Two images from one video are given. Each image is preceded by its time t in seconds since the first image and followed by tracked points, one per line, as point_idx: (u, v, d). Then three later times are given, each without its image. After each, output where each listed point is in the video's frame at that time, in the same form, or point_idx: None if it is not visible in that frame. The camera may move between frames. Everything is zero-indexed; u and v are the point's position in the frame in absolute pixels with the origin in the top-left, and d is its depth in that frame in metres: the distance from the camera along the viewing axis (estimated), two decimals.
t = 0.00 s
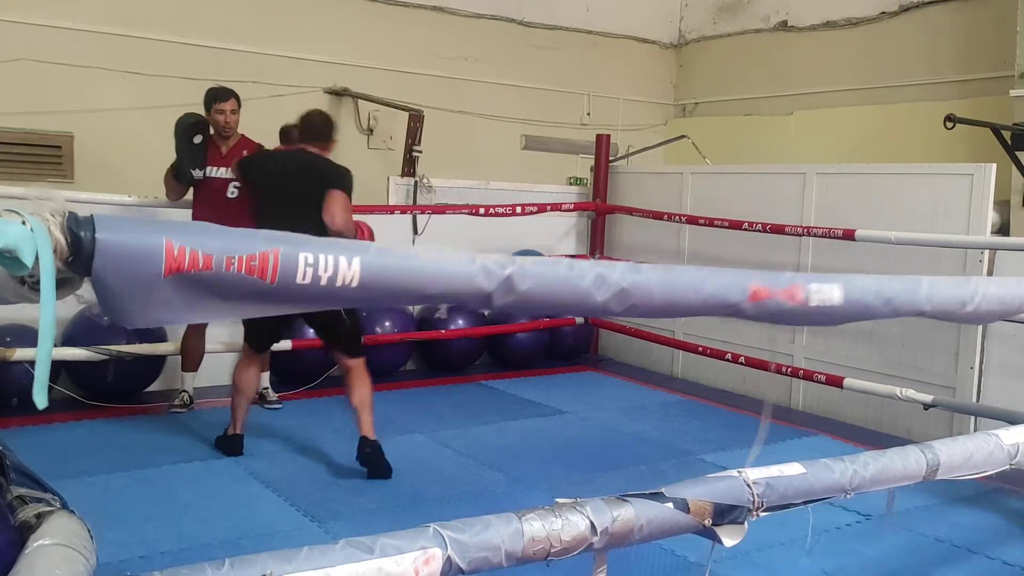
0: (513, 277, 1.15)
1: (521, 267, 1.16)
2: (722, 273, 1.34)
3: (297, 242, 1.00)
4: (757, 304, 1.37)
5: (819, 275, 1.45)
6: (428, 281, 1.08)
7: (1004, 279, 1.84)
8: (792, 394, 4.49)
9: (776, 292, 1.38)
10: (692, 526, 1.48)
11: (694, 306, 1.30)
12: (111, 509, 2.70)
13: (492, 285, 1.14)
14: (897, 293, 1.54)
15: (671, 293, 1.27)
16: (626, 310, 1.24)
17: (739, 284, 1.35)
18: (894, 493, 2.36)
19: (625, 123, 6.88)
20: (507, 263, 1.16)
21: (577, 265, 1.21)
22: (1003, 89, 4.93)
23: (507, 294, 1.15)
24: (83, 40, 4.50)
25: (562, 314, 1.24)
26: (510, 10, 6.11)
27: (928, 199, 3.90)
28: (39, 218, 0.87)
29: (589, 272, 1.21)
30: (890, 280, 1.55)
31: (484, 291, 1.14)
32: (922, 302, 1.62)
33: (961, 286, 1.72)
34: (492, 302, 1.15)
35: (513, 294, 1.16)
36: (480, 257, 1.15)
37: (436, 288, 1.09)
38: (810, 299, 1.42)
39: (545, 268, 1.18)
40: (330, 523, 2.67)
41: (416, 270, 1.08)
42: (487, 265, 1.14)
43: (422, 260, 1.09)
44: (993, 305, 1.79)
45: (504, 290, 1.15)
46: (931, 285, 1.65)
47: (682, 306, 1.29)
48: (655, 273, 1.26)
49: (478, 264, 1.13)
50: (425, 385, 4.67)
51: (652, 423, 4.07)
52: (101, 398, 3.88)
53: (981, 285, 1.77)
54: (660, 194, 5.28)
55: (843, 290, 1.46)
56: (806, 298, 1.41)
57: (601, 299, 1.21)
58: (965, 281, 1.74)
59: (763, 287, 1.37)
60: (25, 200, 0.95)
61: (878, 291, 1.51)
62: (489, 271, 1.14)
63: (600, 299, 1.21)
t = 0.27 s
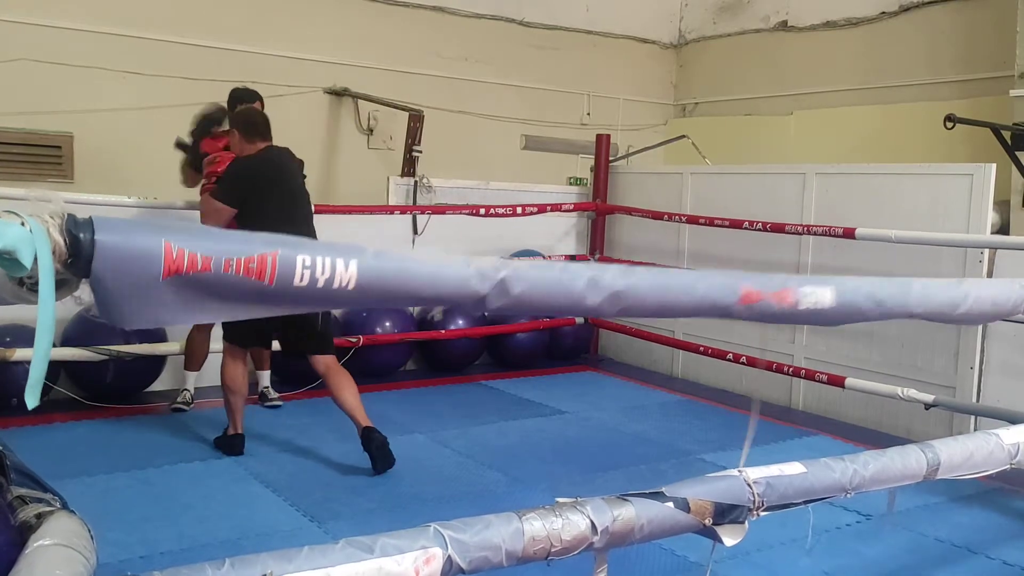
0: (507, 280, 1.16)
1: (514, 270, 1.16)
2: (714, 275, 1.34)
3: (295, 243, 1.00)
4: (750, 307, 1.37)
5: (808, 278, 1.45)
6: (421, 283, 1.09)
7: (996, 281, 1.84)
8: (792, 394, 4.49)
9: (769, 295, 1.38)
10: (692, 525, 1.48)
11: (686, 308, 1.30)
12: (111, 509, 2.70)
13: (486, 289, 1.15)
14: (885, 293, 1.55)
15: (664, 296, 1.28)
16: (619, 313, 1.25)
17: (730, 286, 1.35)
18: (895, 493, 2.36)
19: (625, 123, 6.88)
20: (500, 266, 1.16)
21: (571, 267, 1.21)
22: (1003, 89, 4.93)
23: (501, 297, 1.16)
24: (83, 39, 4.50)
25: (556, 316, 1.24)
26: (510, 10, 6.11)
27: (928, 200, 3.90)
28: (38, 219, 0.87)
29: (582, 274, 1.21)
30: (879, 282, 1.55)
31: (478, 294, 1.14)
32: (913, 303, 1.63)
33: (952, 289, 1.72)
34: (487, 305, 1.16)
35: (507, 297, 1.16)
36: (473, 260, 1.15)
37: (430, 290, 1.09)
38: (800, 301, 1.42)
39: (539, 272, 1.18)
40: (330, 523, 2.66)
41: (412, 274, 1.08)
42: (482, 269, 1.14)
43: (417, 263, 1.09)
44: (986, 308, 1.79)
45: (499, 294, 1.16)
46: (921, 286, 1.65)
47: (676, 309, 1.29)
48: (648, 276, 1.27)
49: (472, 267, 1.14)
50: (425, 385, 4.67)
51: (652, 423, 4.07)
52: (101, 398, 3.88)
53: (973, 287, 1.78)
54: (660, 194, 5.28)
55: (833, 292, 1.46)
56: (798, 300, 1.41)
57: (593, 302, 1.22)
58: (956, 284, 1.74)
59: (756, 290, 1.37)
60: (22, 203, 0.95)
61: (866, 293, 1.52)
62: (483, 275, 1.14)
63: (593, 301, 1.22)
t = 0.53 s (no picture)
0: (505, 280, 1.16)
1: (512, 270, 1.17)
2: (709, 277, 1.35)
3: (293, 244, 1.01)
4: (745, 309, 1.38)
5: (802, 280, 1.46)
6: (422, 283, 1.09)
7: (995, 282, 1.84)
8: (792, 394, 4.49)
9: (765, 296, 1.39)
10: (692, 524, 1.48)
11: (681, 310, 1.31)
12: (111, 509, 2.70)
13: (485, 289, 1.14)
14: (879, 293, 1.56)
15: (659, 297, 1.28)
16: (617, 314, 1.25)
17: (725, 288, 1.36)
18: (895, 492, 2.36)
19: (625, 123, 6.88)
20: (498, 266, 1.16)
21: (568, 268, 1.22)
22: (1003, 89, 4.93)
23: (501, 297, 1.15)
24: (82, 40, 4.50)
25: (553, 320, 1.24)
26: (510, 10, 6.10)
27: (928, 200, 3.90)
28: (35, 219, 0.86)
29: (579, 275, 1.22)
30: (872, 283, 1.56)
31: (477, 294, 1.14)
32: (908, 303, 1.63)
33: (947, 288, 1.73)
34: (486, 306, 1.15)
35: (506, 297, 1.16)
36: (471, 261, 1.15)
37: (430, 291, 1.09)
38: (796, 303, 1.43)
39: (537, 272, 1.19)
40: (330, 523, 2.66)
41: (410, 273, 1.08)
42: (479, 269, 1.14)
43: (415, 263, 1.09)
44: (983, 308, 1.79)
45: (498, 293, 1.15)
46: (917, 287, 1.66)
47: (672, 309, 1.30)
48: (643, 277, 1.27)
49: (469, 267, 1.14)
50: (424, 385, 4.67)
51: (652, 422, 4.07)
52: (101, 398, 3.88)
53: (969, 286, 1.77)
54: (660, 194, 5.28)
55: (827, 294, 1.47)
56: (793, 301, 1.42)
57: (592, 302, 1.22)
58: (951, 285, 1.75)
59: (751, 291, 1.38)
60: (19, 201, 0.95)
61: (862, 293, 1.53)
62: (481, 275, 1.14)
63: (591, 302, 1.22)
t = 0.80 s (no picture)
0: (506, 287, 1.16)
1: (513, 277, 1.17)
2: (710, 285, 1.35)
3: (298, 249, 1.01)
4: (743, 316, 1.38)
5: (801, 288, 1.47)
6: (424, 288, 1.08)
7: (991, 287, 1.84)
8: (792, 394, 4.49)
9: (763, 304, 1.39)
10: (691, 525, 1.48)
11: (682, 318, 1.31)
12: (111, 509, 2.70)
13: (487, 295, 1.14)
14: (879, 301, 1.55)
15: (660, 305, 1.28)
16: (618, 321, 1.25)
17: (726, 296, 1.36)
18: (895, 493, 2.36)
19: (625, 123, 6.88)
20: (500, 273, 1.16)
21: (570, 276, 1.22)
22: (1003, 89, 4.93)
23: (502, 303, 1.16)
24: (82, 40, 4.50)
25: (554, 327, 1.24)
26: (510, 10, 6.11)
27: (928, 200, 3.90)
28: (41, 221, 0.87)
29: (580, 282, 1.22)
30: (870, 290, 1.56)
31: (479, 301, 1.14)
32: (906, 308, 1.63)
33: (946, 295, 1.72)
34: (487, 313, 1.15)
35: (508, 303, 1.16)
36: (473, 267, 1.15)
37: (432, 297, 1.09)
38: (794, 311, 1.43)
39: (537, 279, 1.19)
40: (330, 523, 2.66)
41: (414, 279, 1.08)
42: (481, 275, 1.14)
43: (417, 269, 1.09)
44: (980, 314, 1.78)
45: (499, 300, 1.15)
46: (915, 294, 1.66)
47: (672, 318, 1.30)
48: (644, 285, 1.27)
49: (471, 273, 1.13)
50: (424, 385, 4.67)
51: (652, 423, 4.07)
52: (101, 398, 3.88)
53: (968, 292, 1.77)
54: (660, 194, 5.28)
55: (824, 302, 1.48)
56: (792, 309, 1.43)
57: (593, 310, 1.22)
58: (950, 291, 1.74)
59: (750, 299, 1.38)
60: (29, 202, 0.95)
61: (861, 301, 1.53)
62: (483, 281, 1.14)
63: (592, 310, 1.22)
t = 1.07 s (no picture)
0: (512, 277, 1.16)
1: (518, 267, 1.16)
2: (714, 275, 1.35)
3: (301, 243, 1.01)
4: (749, 304, 1.38)
5: (804, 277, 1.47)
6: (429, 280, 1.08)
7: (992, 278, 1.84)
8: (792, 394, 4.49)
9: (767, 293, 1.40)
10: (692, 526, 1.48)
11: (687, 306, 1.31)
12: (111, 510, 2.70)
13: (493, 285, 1.14)
14: (881, 289, 1.56)
15: (666, 294, 1.28)
16: (624, 311, 1.24)
17: (730, 284, 1.36)
18: (895, 493, 2.36)
19: (625, 123, 6.88)
20: (505, 263, 1.16)
21: (575, 266, 1.21)
22: (1003, 89, 4.93)
23: (508, 294, 1.15)
24: (82, 40, 4.50)
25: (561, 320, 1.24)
26: (510, 10, 6.10)
27: (928, 200, 3.90)
28: (44, 218, 0.88)
29: (586, 272, 1.22)
30: (871, 278, 1.56)
31: (485, 292, 1.14)
32: (909, 297, 1.63)
33: (948, 284, 1.72)
34: (493, 303, 1.15)
35: (514, 293, 1.15)
36: (477, 258, 1.15)
37: (436, 289, 1.09)
38: (797, 299, 1.44)
39: (543, 269, 1.19)
40: (331, 523, 2.66)
41: (418, 271, 1.08)
42: (486, 266, 1.14)
43: (422, 260, 1.09)
44: (982, 303, 1.79)
45: (505, 290, 1.15)
46: (917, 284, 1.66)
47: (678, 306, 1.30)
48: (649, 274, 1.27)
49: (476, 264, 1.14)
50: (424, 385, 4.67)
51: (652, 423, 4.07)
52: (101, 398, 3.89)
53: (971, 282, 1.77)
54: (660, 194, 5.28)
55: (829, 290, 1.48)
56: (794, 297, 1.43)
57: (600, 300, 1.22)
58: (950, 280, 1.74)
59: (754, 287, 1.39)
60: (31, 201, 0.96)
61: (861, 288, 1.53)
62: (488, 272, 1.14)
63: (599, 299, 1.21)
